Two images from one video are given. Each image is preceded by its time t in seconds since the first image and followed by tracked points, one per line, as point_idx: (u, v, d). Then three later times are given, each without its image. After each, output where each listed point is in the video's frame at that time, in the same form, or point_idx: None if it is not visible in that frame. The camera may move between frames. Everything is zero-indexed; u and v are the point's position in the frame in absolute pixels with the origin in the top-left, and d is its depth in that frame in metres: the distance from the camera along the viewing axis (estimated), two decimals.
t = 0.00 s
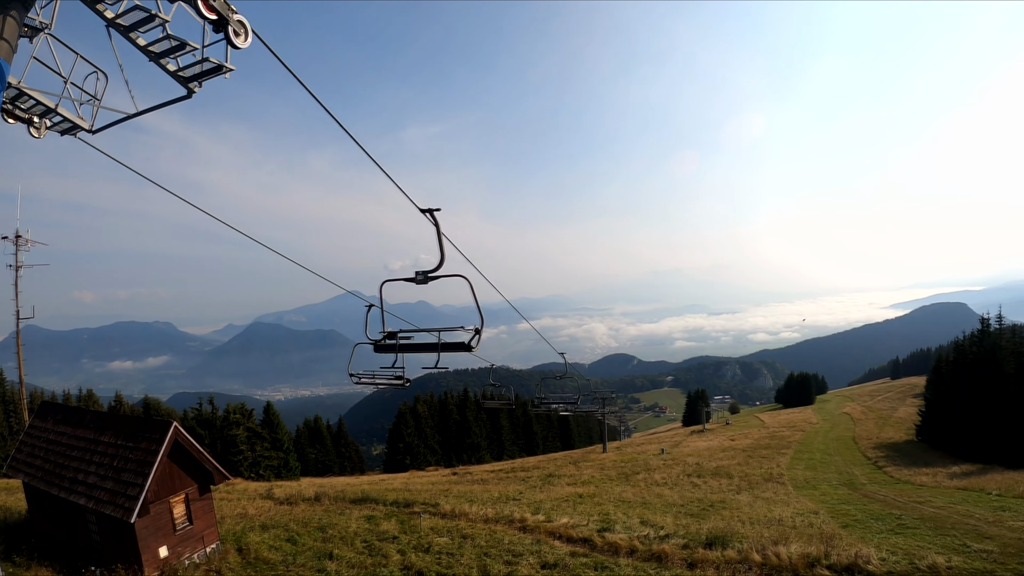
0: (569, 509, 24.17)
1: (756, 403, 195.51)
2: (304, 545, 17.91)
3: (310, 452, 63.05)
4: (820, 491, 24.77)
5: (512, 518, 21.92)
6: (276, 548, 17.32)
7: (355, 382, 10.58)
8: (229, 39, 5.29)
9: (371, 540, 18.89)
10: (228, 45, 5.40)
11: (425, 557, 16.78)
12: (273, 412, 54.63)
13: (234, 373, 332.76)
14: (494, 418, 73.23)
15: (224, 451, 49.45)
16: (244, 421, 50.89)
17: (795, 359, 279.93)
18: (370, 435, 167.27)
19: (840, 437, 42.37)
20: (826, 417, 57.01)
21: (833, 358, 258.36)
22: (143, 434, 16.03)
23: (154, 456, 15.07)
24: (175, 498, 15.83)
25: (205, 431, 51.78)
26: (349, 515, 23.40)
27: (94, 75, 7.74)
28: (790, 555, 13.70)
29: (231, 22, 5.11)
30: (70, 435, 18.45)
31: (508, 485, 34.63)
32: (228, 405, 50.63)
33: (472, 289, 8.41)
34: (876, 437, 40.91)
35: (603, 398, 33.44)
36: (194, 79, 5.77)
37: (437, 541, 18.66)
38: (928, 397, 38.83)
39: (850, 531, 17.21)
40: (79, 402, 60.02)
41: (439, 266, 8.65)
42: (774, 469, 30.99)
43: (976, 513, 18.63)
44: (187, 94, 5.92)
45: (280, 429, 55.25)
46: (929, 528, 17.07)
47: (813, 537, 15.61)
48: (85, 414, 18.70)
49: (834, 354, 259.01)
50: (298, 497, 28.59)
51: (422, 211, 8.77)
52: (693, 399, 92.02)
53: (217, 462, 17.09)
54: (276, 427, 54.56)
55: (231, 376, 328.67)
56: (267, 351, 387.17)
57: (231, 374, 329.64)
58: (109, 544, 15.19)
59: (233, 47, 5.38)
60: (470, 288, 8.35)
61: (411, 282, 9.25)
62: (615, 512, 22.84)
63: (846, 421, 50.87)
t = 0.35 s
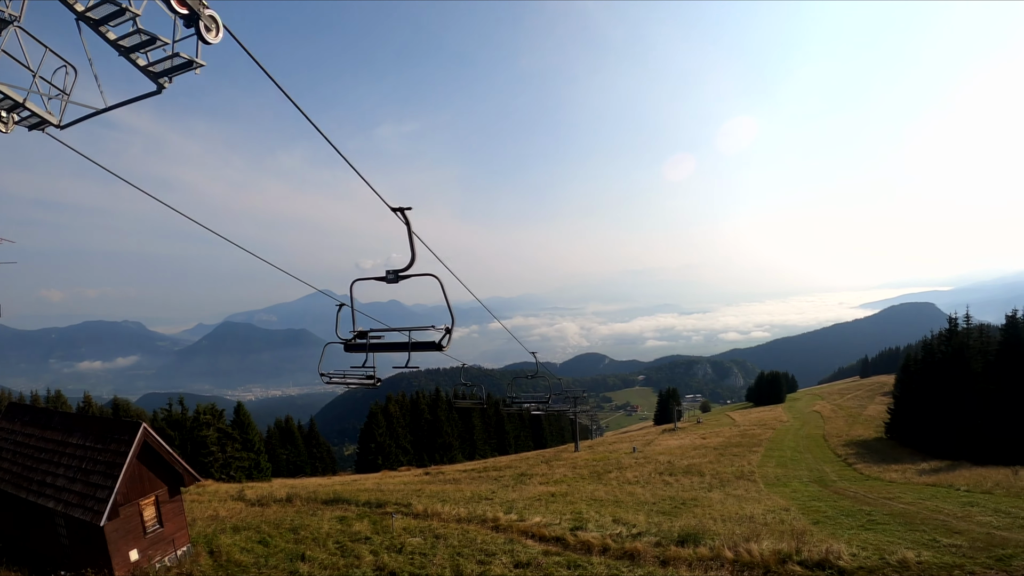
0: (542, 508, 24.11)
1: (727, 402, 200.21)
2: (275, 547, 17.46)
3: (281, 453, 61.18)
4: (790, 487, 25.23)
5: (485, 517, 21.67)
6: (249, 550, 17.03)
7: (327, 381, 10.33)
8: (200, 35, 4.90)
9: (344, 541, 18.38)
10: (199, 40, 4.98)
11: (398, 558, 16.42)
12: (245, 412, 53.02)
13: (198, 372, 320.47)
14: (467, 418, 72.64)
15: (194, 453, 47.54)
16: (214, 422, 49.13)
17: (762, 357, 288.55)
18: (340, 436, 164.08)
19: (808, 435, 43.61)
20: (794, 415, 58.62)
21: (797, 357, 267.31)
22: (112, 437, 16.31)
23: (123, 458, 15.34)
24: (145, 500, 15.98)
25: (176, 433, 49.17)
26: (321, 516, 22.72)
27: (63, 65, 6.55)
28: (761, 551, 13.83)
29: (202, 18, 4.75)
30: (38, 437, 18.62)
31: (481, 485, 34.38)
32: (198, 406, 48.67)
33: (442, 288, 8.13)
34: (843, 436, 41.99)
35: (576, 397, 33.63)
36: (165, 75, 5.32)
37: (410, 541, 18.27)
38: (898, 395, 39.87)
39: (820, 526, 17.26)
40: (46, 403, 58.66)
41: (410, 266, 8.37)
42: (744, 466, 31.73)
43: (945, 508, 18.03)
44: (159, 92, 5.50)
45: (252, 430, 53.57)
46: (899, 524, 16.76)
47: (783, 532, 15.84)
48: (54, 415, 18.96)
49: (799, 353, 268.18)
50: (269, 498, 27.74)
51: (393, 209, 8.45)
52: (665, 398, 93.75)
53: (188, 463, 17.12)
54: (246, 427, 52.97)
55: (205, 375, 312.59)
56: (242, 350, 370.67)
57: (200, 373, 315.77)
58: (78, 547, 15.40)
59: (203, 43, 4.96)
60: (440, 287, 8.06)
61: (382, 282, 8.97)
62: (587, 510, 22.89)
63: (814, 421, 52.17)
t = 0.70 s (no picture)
0: (515, 507, 24.03)
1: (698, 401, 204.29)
2: (249, 549, 17.54)
3: (254, 453, 59.28)
4: (762, 485, 25.72)
5: (458, 517, 21.43)
6: (221, 552, 17.14)
7: (299, 380, 10.09)
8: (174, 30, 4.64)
9: (317, 542, 18.08)
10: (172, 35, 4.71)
11: (371, 559, 16.13)
12: (217, 412, 52.11)
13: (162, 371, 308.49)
14: (440, 418, 72.05)
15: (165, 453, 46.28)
16: (186, 423, 48.22)
17: (731, 357, 296.25)
18: (310, 437, 160.78)
19: (777, 434, 44.87)
20: (764, 414, 60.23)
21: (764, 357, 275.29)
22: (82, 438, 15.97)
23: (94, 459, 15.04)
24: (115, 502, 15.79)
25: (146, 433, 47.27)
26: (293, 518, 22.17)
27: (38, 60, 5.04)
28: (733, 549, 14.04)
29: (176, 12, 4.51)
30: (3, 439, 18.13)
31: (455, 485, 34.02)
32: (170, 406, 47.69)
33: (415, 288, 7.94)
34: (813, 435, 43.14)
35: (549, 397, 33.58)
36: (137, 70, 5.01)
37: (384, 543, 17.82)
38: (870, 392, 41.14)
39: (791, 524, 17.54)
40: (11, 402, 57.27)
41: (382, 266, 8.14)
42: (715, 465, 32.43)
43: (916, 505, 18.27)
44: (129, 87, 5.14)
45: (224, 430, 52.63)
46: (871, 521, 16.90)
47: (755, 530, 16.11)
48: (22, 416, 18.47)
49: (766, 353, 276.35)
50: (243, 500, 27.08)
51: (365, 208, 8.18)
52: (637, 398, 95.23)
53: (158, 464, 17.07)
54: (218, 427, 51.92)
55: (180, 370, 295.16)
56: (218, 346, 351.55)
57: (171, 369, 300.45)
58: (48, 551, 15.07)
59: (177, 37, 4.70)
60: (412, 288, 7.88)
61: (354, 280, 8.74)
62: (561, 509, 22.95)
63: (785, 420, 53.43)
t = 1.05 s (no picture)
0: (491, 508, 23.84)
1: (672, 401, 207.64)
2: (224, 551, 16.78)
3: (228, 454, 57.38)
4: (737, 484, 26.17)
5: (434, 517, 21.15)
6: (196, 555, 16.25)
7: (273, 381, 9.64)
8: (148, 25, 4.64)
9: (293, 544, 17.56)
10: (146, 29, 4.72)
11: (348, 560, 15.78)
12: (192, 412, 51.22)
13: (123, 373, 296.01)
14: (416, 418, 71.28)
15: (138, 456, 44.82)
16: (160, 424, 46.60)
17: (703, 356, 302.73)
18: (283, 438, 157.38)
19: (752, 433, 45.87)
20: (737, 413, 61.57)
21: (736, 356, 282.28)
22: (54, 440, 15.61)
23: (67, 461, 14.65)
24: (89, 505, 15.21)
25: (120, 435, 46.17)
26: (268, 519, 21.54)
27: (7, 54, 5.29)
28: (709, 548, 14.20)
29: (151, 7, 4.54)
30: None
31: (430, 485, 33.57)
32: (143, 407, 46.01)
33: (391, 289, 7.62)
34: (788, 434, 44.09)
35: (525, 397, 33.58)
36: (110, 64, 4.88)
37: (359, 544, 17.49)
38: (846, 391, 42.32)
39: (765, 522, 17.91)
40: None
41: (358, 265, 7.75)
42: (691, 464, 32.96)
43: (890, 503, 18.61)
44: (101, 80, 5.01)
45: (199, 432, 51.56)
46: (846, 519, 17.12)
47: (732, 528, 16.35)
48: None
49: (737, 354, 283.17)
50: (219, 502, 26.30)
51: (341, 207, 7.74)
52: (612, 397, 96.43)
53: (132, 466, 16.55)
54: (193, 428, 50.90)
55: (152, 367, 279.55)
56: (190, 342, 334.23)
57: (142, 365, 283.95)
58: (21, 555, 14.75)
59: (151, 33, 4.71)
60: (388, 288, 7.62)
61: (329, 280, 8.42)
62: (537, 509, 22.91)
63: (760, 420, 54.54)
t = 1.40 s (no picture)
0: (469, 508, 23.61)
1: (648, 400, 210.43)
2: (200, 554, 16.06)
3: (205, 457, 56.64)
4: (714, 482, 26.58)
5: (411, 519, 20.82)
6: (172, 558, 15.52)
7: (249, 383, 9.36)
8: (124, 21, 4.73)
9: (270, 547, 17.07)
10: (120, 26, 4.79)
11: (325, 562, 15.41)
12: (167, 414, 50.91)
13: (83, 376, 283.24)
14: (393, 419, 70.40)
15: (114, 459, 45.04)
16: (135, 426, 46.85)
17: (678, 357, 308.14)
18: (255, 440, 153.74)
19: (728, 432, 46.78)
20: (714, 413, 62.89)
21: (710, 356, 288.29)
22: (26, 444, 15.42)
23: (41, 464, 14.46)
24: (64, 510, 15.01)
25: (93, 438, 46.73)
26: (244, 522, 20.96)
27: None
28: (685, 546, 14.33)
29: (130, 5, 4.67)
30: None
31: (407, 487, 33.08)
32: (118, 410, 46.59)
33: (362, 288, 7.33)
34: (764, 433, 44.92)
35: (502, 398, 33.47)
36: (84, 63, 4.78)
37: (336, 545, 17.08)
38: (823, 389, 43.26)
39: (741, 519, 18.22)
40: None
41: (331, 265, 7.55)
42: (667, 463, 33.39)
43: (865, 500, 18.87)
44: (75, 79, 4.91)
45: (175, 434, 51.23)
46: (820, 516, 17.48)
47: (707, 527, 16.59)
48: None
49: (711, 354, 289.26)
50: (193, 504, 25.45)
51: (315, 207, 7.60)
52: (590, 398, 97.28)
53: (106, 470, 16.32)
54: (168, 431, 50.51)
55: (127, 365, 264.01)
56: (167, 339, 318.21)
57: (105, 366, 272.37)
58: None
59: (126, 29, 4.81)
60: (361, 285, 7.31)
61: (303, 281, 8.17)
62: (515, 510, 22.82)
63: (736, 419, 55.55)
